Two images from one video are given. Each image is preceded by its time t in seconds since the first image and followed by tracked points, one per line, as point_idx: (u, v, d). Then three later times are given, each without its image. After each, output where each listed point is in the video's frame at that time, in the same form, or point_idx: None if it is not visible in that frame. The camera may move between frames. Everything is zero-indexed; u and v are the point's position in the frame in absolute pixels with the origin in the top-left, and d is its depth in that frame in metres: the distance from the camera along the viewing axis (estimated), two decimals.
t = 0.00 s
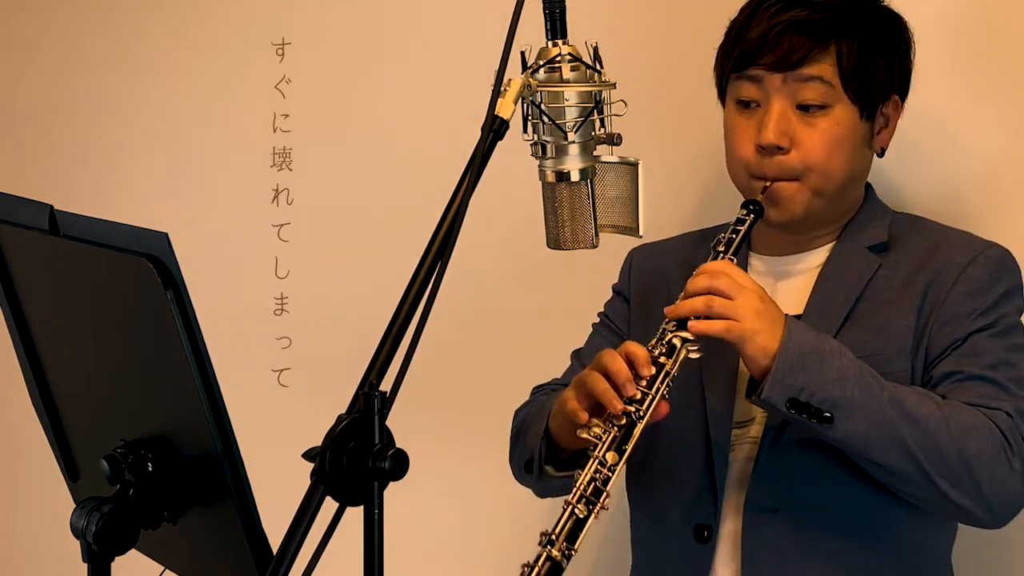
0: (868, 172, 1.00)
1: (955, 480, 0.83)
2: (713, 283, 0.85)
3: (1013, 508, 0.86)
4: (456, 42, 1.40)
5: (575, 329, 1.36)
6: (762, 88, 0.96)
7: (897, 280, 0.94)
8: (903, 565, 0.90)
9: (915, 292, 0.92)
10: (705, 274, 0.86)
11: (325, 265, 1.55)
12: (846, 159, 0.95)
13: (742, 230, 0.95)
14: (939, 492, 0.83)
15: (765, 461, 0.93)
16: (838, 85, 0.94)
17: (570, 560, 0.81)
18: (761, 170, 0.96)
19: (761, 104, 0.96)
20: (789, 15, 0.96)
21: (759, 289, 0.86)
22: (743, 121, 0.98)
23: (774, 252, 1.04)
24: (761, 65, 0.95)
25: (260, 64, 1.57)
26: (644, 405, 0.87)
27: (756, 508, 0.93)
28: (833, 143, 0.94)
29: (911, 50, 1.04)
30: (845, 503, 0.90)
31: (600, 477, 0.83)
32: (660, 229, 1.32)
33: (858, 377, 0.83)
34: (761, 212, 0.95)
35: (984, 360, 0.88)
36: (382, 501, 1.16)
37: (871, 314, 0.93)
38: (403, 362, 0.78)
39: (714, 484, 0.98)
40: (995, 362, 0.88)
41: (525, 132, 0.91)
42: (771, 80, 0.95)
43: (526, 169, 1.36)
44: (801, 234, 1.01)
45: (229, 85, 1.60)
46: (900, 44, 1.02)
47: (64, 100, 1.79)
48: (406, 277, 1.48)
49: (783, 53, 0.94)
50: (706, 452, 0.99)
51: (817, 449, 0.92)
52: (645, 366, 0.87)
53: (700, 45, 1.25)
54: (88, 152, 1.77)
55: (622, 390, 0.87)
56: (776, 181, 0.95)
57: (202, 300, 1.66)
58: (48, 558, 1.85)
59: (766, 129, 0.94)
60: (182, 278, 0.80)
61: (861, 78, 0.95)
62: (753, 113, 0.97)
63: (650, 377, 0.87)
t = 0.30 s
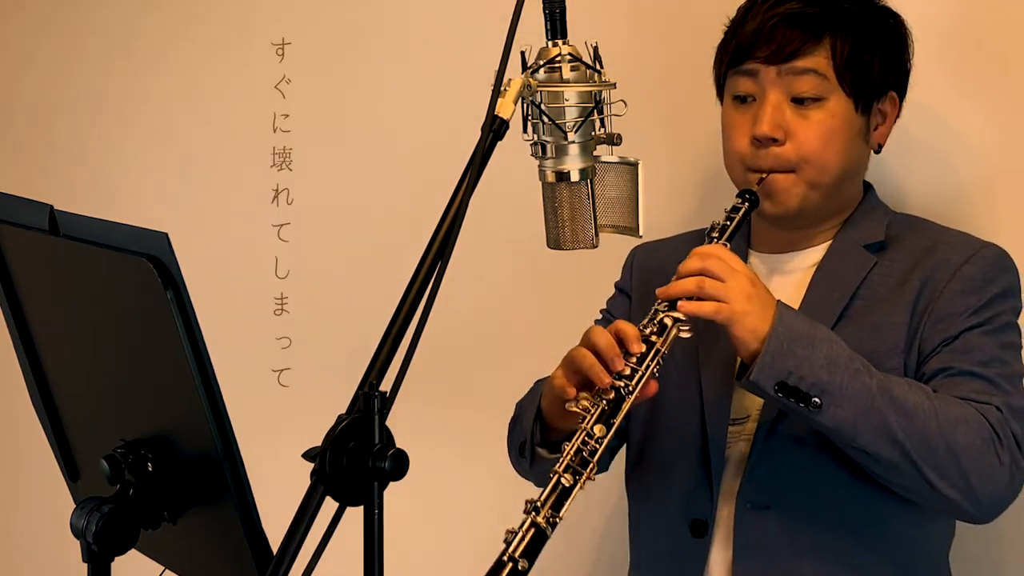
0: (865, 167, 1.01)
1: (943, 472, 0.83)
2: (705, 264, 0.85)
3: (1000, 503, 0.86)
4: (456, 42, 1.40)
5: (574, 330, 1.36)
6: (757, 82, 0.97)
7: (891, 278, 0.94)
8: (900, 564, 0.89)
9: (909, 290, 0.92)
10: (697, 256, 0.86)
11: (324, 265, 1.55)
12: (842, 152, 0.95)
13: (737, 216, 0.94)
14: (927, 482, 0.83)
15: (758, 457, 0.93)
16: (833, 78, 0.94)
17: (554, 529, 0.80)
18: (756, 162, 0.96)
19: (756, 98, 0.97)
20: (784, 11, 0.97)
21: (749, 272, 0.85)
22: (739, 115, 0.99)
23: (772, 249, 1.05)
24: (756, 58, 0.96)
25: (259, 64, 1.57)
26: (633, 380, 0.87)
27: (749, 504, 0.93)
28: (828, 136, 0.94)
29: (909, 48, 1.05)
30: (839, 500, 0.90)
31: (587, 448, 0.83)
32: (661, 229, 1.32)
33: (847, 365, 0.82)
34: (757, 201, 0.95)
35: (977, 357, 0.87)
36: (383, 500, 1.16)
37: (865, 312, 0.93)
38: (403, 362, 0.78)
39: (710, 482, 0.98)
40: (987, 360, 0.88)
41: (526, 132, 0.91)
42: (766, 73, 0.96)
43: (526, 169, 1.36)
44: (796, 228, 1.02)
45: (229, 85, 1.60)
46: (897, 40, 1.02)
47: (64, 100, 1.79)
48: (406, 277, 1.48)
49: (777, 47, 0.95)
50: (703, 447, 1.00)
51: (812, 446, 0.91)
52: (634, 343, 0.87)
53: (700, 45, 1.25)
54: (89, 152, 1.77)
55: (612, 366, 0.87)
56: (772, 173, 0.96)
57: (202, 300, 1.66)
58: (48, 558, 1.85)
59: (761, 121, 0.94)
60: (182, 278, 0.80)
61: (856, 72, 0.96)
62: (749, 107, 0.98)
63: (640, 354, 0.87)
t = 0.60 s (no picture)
0: (857, 159, 1.01)
1: (930, 457, 0.82)
2: (691, 248, 0.85)
3: (991, 491, 0.85)
4: (456, 42, 1.40)
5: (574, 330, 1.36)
6: (745, 76, 0.98)
7: (884, 271, 0.94)
8: (898, 560, 0.88)
9: (901, 283, 0.92)
10: (684, 240, 0.86)
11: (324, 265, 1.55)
12: (832, 142, 0.96)
13: (727, 202, 0.93)
14: (914, 466, 0.82)
15: (753, 453, 0.93)
16: (820, 69, 0.96)
17: (535, 502, 0.77)
18: (747, 154, 0.97)
19: (745, 92, 0.98)
20: (769, 6, 0.99)
21: (736, 256, 0.86)
22: (729, 111, 1.00)
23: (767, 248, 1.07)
24: (744, 53, 0.98)
25: (260, 65, 1.57)
26: (616, 359, 0.86)
27: (746, 500, 0.93)
28: (818, 125, 0.94)
29: (897, 43, 1.06)
30: (835, 495, 0.90)
31: (568, 423, 0.82)
32: (661, 228, 1.32)
33: (833, 347, 0.82)
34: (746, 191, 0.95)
35: (966, 346, 0.86)
36: (382, 500, 1.16)
37: (858, 305, 0.93)
38: (403, 362, 0.78)
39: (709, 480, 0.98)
40: (978, 348, 0.87)
41: (525, 131, 0.91)
42: (754, 67, 0.97)
43: (526, 169, 1.36)
44: (789, 226, 1.04)
45: (229, 85, 1.60)
46: (884, 32, 1.04)
47: (64, 99, 1.79)
48: (406, 276, 1.48)
49: (763, 40, 0.97)
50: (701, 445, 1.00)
51: (808, 443, 0.91)
52: (618, 323, 0.87)
53: (700, 45, 1.25)
54: (89, 152, 1.77)
55: (596, 345, 0.87)
56: (763, 165, 0.96)
57: (202, 300, 1.66)
58: (48, 558, 1.85)
59: (750, 113, 0.95)
60: (182, 279, 0.80)
61: (843, 63, 0.97)
62: (739, 102, 0.99)
63: (624, 335, 0.87)
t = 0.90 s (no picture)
0: (843, 153, 1.01)
1: (917, 450, 0.82)
2: (673, 248, 0.85)
3: (981, 483, 0.84)
4: (456, 41, 1.40)
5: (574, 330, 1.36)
6: (725, 77, 0.99)
7: (874, 267, 0.94)
8: (892, 556, 0.88)
9: (890, 278, 0.92)
10: (665, 241, 0.87)
11: (324, 265, 1.55)
12: (815, 136, 0.96)
13: (710, 201, 0.94)
14: (901, 459, 0.82)
15: (746, 452, 0.94)
16: (798, 63, 0.96)
17: (518, 506, 0.78)
18: (731, 154, 0.97)
19: (727, 92, 0.99)
20: (744, 6, 1.01)
21: (718, 256, 0.86)
22: (712, 113, 1.01)
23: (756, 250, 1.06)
24: (723, 54, 0.99)
25: (260, 65, 1.57)
26: (599, 361, 0.88)
27: (739, 498, 0.93)
28: (800, 119, 0.95)
29: (876, 36, 1.07)
30: (828, 493, 0.90)
31: (550, 426, 0.83)
32: (661, 228, 1.31)
33: (817, 343, 0.82)
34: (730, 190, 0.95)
35: (954, 338, 0.86)
36: (382, 500, 1.16)
37: (848, 301, 0.93)
38: (403, 362, 0.78)
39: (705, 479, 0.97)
40: (966, 340, 0.86)
41: (526, 132, 0.91)
42: (733, 66, 0.98)
43: (527, 169, 1.36)
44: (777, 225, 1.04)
45: (229, 85, 1.60)
46: (861, 25, 1.05)
47: (64, 99, 1.79)
48: (406, 276, 1.48)
49: (740, 39, 0.98)
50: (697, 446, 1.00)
51: (800, 441, 0.92)
52: (601, 326, 0.88)
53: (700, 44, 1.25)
54: (89, 152, 1.77)
55: (578, 349, 0.88)
56: (748, 162, 0.96)
57: (203, 300, 1.66)
58: (48, 558, 1.85)
59: (731, 113, 0.96)
60: (182, 278, 0.80)
61: (821, 57, 0.98)
62: (721, 103, 1.00)
63: (606, 337, 0.88)
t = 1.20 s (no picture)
0: (828, 150, 1.02)
1: (906, 456, 0.82)
2: (655, 263, 0.86)
3: (971, 487, 0.85)
4: (455, 41, 1.40)
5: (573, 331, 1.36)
6: (706, 81, 1.00)
7: (865, 267, 0.94)
8: (886, 558, 0.88)
9: (880, 279, 0.92)
10: (649, 256, 0.87)
11: (324, 265, 1.55)
12: (796, 134, 0.96)
13: (692, 210, 0.96)
14: (890, 466, 0.82)
15: (739, 456, 0.94)
16: (776, 63, 0.97)
17: (516, 533, 0.80)
18: (714, 157, 0.98)
19: (708, 96, 1.00)
20: (720, 10, 1.02)
21: (701, 267, 0.86)
22: (695, 117, 1.01)
23: (746, 251, 1.07)
24: (701, 58, 1.00)
25: (260, 65, 1.57)
26: (588, 381, 0.88)
27: (731, 500, 0.93)
28: (779, 118, 0.95)
29: (857, 32, 1.07)
30: (821, 496, 0.90)
31: (543, 450, 0.85)
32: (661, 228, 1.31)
33: (802, 353, 0.82)
34: (714, 197, 0.97)
35: (944, 339, 0.86)
36: (382, 500, 1.16)
37: (838, 302, 0.94)
38: (403, 362, 0.78)
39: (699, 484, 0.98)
40: (956, 341, 0.86)
41: (525, 132, 0.91)
42: (712, 70, 0.99)
43: (527, 169, 1.36)
44: (766, 229, 1.04)
45: (229, 84, 1.60)
46: (839, 21, 1.05)
47: (64, 99, 1.79)
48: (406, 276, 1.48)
49: (717, 43, 0.99)
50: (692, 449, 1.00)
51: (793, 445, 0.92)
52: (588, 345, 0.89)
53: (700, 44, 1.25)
54: (89, 152, 1.77)
55: (567, 370, 0.89)
56: (731, 165, 0.97)
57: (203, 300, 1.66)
58: (49, 559, 1.85)
59: (712, 116, 0.97)
60: (182, 278, 0.80)
61: (798, 55, 0.98)
62: (703, 107, 1.01)
63: (595, 356, 0.89)
